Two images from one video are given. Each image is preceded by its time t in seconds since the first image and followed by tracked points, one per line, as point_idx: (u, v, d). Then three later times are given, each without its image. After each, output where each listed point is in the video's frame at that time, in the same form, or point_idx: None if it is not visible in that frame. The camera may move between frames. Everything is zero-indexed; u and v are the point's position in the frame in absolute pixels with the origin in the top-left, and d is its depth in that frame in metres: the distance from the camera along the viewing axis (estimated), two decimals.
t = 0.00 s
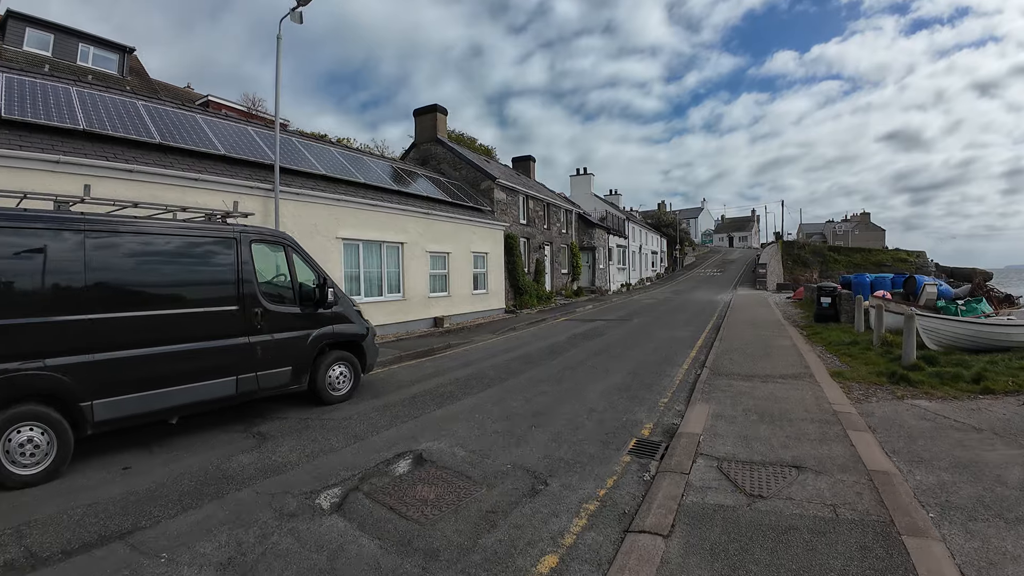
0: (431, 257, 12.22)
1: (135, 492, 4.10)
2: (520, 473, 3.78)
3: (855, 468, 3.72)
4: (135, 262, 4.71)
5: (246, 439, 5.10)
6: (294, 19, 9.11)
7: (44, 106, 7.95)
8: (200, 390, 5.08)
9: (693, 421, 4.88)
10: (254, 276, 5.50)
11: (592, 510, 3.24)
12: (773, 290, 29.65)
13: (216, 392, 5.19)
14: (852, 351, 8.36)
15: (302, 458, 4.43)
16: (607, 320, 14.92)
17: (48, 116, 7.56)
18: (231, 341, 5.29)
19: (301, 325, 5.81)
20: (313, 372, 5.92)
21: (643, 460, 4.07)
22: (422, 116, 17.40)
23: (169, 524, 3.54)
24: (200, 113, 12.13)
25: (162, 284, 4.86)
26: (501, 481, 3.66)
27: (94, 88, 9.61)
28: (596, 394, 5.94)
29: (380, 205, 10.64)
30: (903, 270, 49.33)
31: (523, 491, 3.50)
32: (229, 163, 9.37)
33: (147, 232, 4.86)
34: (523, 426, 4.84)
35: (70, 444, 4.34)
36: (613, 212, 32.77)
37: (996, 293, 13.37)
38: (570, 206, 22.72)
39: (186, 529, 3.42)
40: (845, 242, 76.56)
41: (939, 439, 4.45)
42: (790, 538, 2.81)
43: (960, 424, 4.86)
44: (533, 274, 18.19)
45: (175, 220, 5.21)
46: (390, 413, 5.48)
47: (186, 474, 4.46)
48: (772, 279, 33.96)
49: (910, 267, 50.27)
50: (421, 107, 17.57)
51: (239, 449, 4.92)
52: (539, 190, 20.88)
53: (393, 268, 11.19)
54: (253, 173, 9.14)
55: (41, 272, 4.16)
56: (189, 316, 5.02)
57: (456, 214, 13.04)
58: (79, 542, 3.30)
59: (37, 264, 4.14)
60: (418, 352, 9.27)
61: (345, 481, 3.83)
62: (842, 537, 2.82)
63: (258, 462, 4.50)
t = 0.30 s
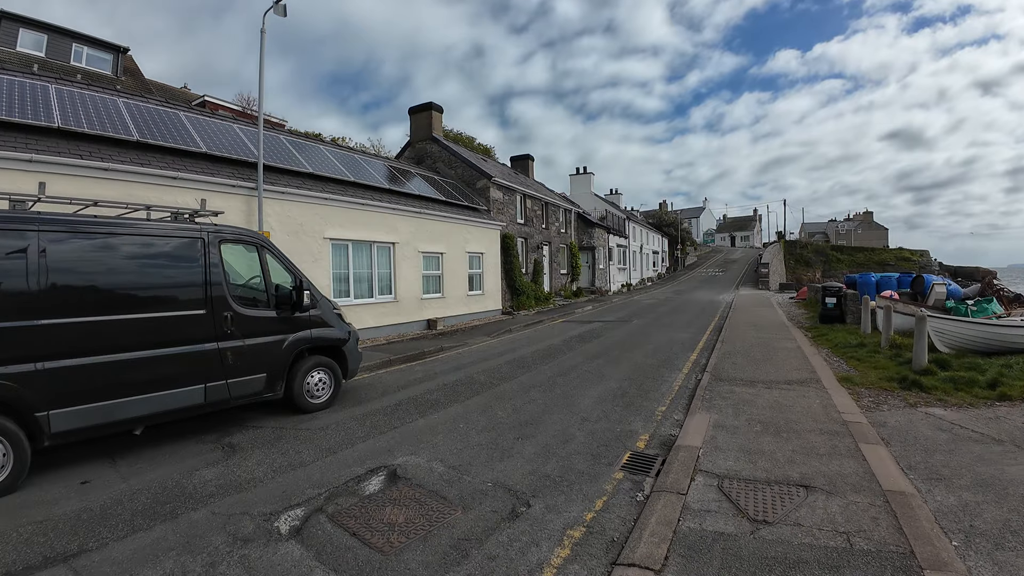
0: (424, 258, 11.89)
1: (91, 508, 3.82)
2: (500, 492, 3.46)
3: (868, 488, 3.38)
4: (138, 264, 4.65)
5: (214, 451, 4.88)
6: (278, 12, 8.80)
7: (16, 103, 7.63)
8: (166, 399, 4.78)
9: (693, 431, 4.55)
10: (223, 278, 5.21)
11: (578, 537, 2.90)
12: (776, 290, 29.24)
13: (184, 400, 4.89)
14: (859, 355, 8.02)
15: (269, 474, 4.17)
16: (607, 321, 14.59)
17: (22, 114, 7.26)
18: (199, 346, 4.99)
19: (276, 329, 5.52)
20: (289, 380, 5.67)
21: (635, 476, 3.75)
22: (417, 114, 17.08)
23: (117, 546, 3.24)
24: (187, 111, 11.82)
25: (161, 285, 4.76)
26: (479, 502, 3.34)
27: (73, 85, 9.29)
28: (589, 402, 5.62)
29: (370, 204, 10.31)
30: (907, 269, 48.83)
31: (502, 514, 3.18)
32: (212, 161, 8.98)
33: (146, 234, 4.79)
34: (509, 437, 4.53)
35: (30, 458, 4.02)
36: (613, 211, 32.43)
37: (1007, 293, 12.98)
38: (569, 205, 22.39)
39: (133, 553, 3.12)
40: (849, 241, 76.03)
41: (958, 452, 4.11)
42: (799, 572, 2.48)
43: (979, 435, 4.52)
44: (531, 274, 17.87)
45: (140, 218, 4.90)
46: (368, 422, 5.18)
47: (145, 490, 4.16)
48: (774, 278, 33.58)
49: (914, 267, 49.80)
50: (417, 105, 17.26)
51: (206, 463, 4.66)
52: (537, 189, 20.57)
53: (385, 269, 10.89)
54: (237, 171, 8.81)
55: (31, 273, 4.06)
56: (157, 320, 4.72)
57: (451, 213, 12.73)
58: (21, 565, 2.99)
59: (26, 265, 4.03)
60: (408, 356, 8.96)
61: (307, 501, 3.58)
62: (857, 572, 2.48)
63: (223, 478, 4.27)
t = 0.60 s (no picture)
0: (418, 258, 11.55)
1: (38, 526, 3.49)
2: (477, 517, 3.12)
3: (888, 513, 3.01)
4: (140, 266, 4.58)
5: (177, 463, 4.66)
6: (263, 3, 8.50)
7: None
8: (129, 406, 4.46)
9: (694, 443, 4.21)
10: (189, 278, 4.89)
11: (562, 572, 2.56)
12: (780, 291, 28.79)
13: (147, 409, 4.57)
14: (870, 359, 7.65)
15: (230, 491, 3.96)
16: (607, 323, 14.23)
17: None
18: (164, 351, 4.67)
19: (247, 332, 5.24)
20: (262, 388, 5.42)
21: (630, 497, 3.39)
22: (413, 112, 16.76)
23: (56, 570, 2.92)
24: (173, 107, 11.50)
25: (139, 286, 4.56)
26: (454, 527, 3.00)
27: (52, 80, 8.91)
28: (584, 410, 5.26)
29: (360, 203, 9.95)
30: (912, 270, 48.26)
31: (478, 543, 2.83)
32: (194, 158, 8.55)
33: (135, 233, 4.66)
34: (494, 451, 4.19)
35: None
36: (615, 211, 32.06)
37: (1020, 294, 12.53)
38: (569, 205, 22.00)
39: None
40: (853, 242, 75.43)
41: (984, 469, 3.75)
42: None
43: (1006, 449, 4.15)
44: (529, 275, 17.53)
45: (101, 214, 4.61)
46: (343, 432, 4.91)
47: (98, 507, 3.82)
48: (777, 278, 33.09)
49: (919, 267, 49.23)
50: (413, 103, 16.94)
51: (168, 476, 4.43)
52: (537, 189, 20.23)
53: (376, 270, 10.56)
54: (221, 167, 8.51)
55: (25, 272, 3.98)
56: (123, 323, 4.43)
57: (446, 212, 12.40)
58: None
59: (21, 264, 3.95)
60: (397, 359, 8.63)
61: (266, 525, 3.27)
62: None
63: (183, 495, 4.01)
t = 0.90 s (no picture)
0: (410, 260, 11.27)
1: None
2: (445, 544, 2.83)
3: (901, 546, 2.70)
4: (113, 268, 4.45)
5: (139, 476, 4.44)
6: None
7: None
8: (90, 415, 4.25)
9: (690, 459, 3.91)
10: (153, 281, 4.68)
11: None
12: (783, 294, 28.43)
13: (108, 418, 4.36)
14: (877, 367, 7.32)
15: (187, 509, 3.72)
16: (605, 327, 13.92)
17: None
18: (126, 358, 4.46)
19: (216, 337, 5.02)
20: (234, 396, 5.21)
21: (617, 522, 3.08)
22: (410, 112, 16.51)
23: None
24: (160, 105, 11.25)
25: (101, 287, 4.37)
26: (419, 557, 2.70)
27: (34, 78, 8.65)
28: (574, 422, 4.96)
29: (349, 203, 9.68)
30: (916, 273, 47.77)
31: None
32: (178, 157, 8.26)
33: (97, 233, 4.46)
34: (474, 467, 3.91)
35: None
36: (616, 213, 31.76)
37: None
38: (568, 207, 21.71)
39: None
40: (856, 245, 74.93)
41: (1004, 491, 3.43)
42: None
43: None
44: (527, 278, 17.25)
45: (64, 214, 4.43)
46: (316, 444, 4.64)
47: (50, 521, 3.56)
48: (780, 282, 32.71)
49: (923, 271, 48.75)
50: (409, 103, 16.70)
51: (127, 490, 4.17)
52: (535, 190, 19.96)
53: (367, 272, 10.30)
54: (205, 167, 8.28)
55: (20, 274, 4.00)
56: (89, 328, 4.29)
57: (440, 213, 12.14)
58: None
59: (16, 266, 3.98)
60: (386, 365, 8.33)
61: (219, 549, 3.01)
62: None
63: (138, 511, 3.76)
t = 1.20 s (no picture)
0: (403, 263, 10.99)
1: None
2: None
3: None
4: (74, 268, 4.33)
5: (94, 488, 4.20)
6: None
7: None
8: (44, 423, 4.05)
9: (682, 480, 3.60)
10: (112, 283, 4.49)
11: None
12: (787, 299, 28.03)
13: (63, 427, 4.16)
14: (886, 377, 6.98)
15: (135, 528, 3.47)
16: (604, 332, 13.59)
17: None
18: (84, 364, 4.27)
19: (182, 342, 4.80)
20: (201, 404, 4.98)
21: (599, 553, 2.76)
22: (407, 112, 16.26)
23: None
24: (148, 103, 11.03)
25: (60, 287, 4.23)
26: None
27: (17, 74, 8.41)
28: (561, 435, 4.64)
29: (339, 204, 9.42)
30: (922, 278, 47.21)
31: None
32: (161, 156, 7.93)
33: (54, 231, 4.31)
34: (448, 486, 3.61)
35: None
36: (617, 217, 31.46)
37: None
38: (568, 210, 21.43)
39: None
40: (861, 249, 74.31)
41: None
42: None
43: None
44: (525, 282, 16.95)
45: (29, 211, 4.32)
46: (283, 459, 4.41)
47: None
48: (783, 286, 32.30)
49: (929, 275, 48.18)
50: (407, 103, 16.43)
51: (80, 503, 3.93)
52: (535, 193, 19.70)
53: (358, 275, 10.01)
54: (189, 165, 8.03)
55: (17, 275, 4.05)
56: (51, 332, 4.14)
57: (435, 215, 11.86)
58: None
59: (12, 267, 4.02)
60: (373, 371, 8.04)
61: None
62: None
63: (85, 528, 3.50)
